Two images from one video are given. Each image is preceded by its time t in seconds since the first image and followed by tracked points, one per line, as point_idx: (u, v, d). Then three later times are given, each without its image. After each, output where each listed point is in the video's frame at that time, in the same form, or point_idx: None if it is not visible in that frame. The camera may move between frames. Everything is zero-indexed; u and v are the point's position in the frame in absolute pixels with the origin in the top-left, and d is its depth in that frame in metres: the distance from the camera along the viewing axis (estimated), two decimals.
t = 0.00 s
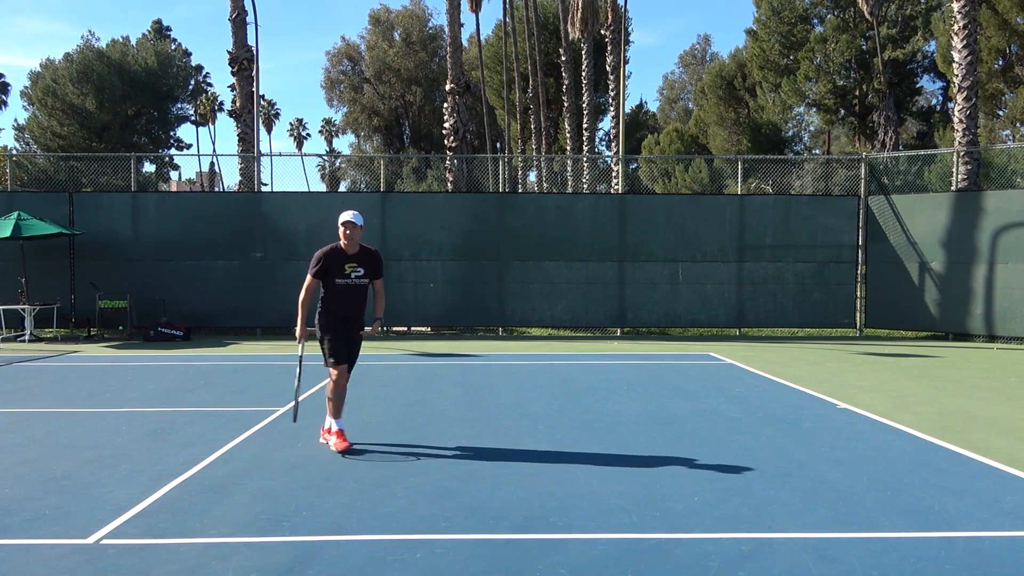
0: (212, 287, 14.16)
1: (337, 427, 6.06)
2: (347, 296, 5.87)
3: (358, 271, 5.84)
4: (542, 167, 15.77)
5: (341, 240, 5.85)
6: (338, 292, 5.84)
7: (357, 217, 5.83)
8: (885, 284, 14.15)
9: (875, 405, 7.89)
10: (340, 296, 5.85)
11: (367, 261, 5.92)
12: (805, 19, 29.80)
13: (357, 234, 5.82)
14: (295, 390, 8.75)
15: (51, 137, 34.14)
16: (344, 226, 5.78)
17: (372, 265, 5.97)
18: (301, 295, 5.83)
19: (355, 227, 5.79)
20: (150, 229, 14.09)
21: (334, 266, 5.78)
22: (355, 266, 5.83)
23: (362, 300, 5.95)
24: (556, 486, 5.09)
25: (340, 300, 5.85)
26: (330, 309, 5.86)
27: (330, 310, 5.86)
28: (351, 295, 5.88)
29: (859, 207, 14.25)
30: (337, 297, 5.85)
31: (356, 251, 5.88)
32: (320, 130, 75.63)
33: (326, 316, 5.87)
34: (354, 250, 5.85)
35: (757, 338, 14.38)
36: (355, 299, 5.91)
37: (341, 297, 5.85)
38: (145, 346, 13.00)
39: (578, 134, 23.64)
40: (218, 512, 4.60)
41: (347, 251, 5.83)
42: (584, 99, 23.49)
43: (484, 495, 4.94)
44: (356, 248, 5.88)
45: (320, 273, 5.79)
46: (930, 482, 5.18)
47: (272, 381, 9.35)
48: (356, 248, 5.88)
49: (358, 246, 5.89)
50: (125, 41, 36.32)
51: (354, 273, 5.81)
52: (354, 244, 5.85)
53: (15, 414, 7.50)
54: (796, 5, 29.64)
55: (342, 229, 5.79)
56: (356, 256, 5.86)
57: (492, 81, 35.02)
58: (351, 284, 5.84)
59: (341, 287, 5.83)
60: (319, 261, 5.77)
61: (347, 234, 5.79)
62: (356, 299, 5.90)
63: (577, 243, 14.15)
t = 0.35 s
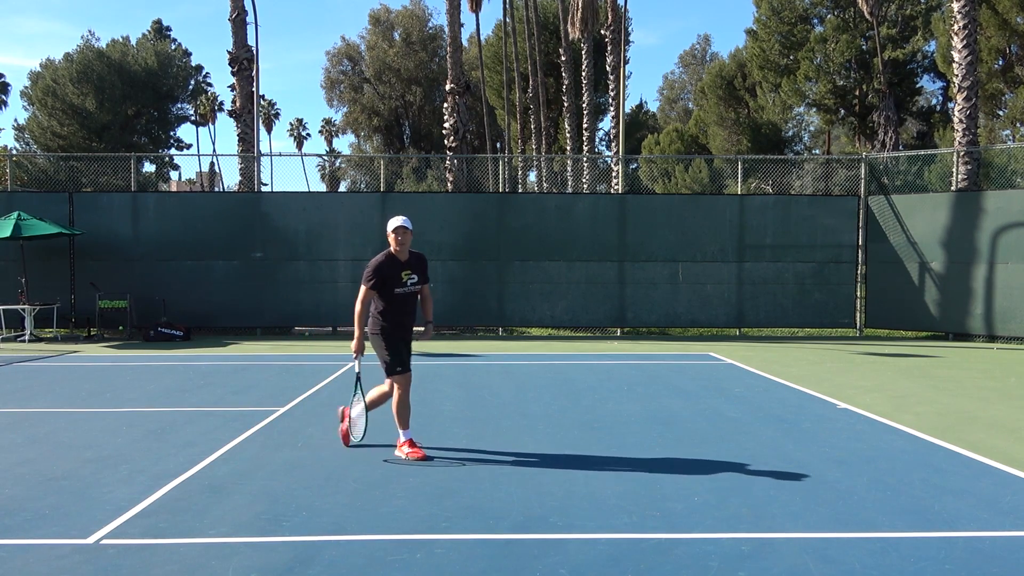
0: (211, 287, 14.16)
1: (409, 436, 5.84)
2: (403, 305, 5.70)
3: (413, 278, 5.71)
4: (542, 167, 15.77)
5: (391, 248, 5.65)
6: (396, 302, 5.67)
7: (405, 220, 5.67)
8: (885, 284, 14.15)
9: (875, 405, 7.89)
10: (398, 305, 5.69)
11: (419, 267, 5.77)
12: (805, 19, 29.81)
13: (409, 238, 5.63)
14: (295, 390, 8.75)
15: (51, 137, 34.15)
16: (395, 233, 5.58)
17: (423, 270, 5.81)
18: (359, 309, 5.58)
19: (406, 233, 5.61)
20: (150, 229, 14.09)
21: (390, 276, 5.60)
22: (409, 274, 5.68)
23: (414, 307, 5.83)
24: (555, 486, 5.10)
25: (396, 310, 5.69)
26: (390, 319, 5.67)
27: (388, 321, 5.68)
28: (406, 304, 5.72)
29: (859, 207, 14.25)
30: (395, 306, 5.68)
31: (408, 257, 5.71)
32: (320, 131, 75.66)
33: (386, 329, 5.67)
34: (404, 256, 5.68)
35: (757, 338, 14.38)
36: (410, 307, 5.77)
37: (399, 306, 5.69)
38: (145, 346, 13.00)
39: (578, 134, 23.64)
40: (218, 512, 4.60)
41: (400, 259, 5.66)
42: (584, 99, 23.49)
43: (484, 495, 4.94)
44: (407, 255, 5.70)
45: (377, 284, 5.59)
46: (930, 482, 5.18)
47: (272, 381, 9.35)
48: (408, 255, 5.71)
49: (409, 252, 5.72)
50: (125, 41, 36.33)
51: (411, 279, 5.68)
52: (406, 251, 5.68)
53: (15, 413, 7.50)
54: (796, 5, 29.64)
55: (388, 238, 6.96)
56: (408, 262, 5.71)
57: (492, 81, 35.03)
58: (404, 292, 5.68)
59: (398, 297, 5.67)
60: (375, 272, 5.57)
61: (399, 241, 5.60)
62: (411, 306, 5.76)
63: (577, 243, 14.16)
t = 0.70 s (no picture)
0: (212, 287, 14.16)
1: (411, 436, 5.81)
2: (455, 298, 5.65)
3: (464, 270, 5.64)
4: (542, 167, 15.76)
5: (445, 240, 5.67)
6: (445, 293, 5.64)
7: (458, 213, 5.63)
8: (884, 284, 14.15)
9: (876, 405, 7.89)
10: (448, 297, 5.64)
11: (472, 259, 5.68)
12: (805, 19, 29.82)
13: (459, 230, 5.60)
14: (295, 390, 8.75)
15: (51, 137, 34.15)
16: (447, 224, 5.61)
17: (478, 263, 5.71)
18: (408, 296, 5.49)
19: (456, 224, 5.59)
20: (150, 229, 14.09)
21: (438, 267, 5.61)
22: (459, 266, 5.63)
23: (472, 301, 5.73)
24: (556, 487, 5.09)
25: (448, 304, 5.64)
26: (441, 310, 5.64)
27: (437, 312, 5.64)
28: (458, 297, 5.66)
29: (859, 206, 14.25)
30: (445, 298, 5.64)
31: (461, 249, 5.66)
32: (320, 131, 75.65)
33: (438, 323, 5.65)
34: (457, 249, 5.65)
35: (757, 338, 14.38)
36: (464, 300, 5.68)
37: (450, 299, 5.64)
38: (145, 346, 13.00)
39: (578, 134, 23.64)
40: (218, 512, 4.60)
41: (452, 251, 5.64)
42: (584, 99, 23.50)
43: (484, 495, 4.93)
44: (461, 246, 5.66)
45: (427, 273, 5.62)
46: (931, 482, 5.17)
47: (272, 381, 9.35)
48: (462, 247, 5.67)
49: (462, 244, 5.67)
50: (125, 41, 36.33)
51: (461, 271, 5.63)
52: (459, 243, 5.64)
53: (15, 414, 7.50)
54: (796, 6, 29.66)
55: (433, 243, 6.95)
56: (462, 254, 5.66)
57: (492, 81, 35.04)
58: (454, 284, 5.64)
59: (448, 289, 5.64)
60: (424, 261, 5.61)
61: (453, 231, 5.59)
62: (465, 300, 5.68)
63: (577, 243, 14.15)
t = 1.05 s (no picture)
0: (212, 287, 14.16)
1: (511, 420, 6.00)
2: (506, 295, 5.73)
3: (512, 268, 5.70)
4: (542, 167, 15.76)
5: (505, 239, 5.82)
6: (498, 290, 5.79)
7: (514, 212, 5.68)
8: (885, 284, 14.15)
9: (876, 405, 7.89)
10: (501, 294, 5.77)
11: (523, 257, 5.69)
12: (806, 19, 29.82)
13: (509, 228, 5.67)
14: (295, 390, 8.75)
15: (51, 137, 34.14)
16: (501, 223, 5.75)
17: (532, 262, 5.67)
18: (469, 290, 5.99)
19: (507, 223, 5.68)
20: (150, 229, 14.08)
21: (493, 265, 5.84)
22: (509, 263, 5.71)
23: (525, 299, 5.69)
24: (556, 487, 5.09)
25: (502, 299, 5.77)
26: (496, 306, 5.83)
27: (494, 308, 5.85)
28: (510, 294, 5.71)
29: (859, 207, 14.25)
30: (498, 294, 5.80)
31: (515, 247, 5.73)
32: (320, 131, 75.63)
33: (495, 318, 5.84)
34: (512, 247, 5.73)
35: (756, 338, 14.38)
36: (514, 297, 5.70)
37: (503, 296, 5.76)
38: (145, 346, 13.00)
39: (578, 134, 23.63)
40: (218, 512, 4.60)
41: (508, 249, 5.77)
42: (584, 99, 23.49)
43: (484, 495, 4.93)
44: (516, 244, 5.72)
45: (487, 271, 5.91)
46: (931, 482, 5.17)
47: (272, 381, 9.36)
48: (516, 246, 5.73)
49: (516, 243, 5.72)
50: (125, 41, 36.31)
51: (508, 269, 5.71)
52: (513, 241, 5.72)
53: (16, 413, 7.50)
54: (796, 5, 29.66)
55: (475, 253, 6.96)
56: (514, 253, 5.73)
57: (492, 81, 35.03)
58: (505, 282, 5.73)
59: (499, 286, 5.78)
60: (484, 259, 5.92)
61: (503, 231, 5.71)
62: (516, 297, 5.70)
63: (577, 243, 14.15)
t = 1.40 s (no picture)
0: (212, 287, 14.15)
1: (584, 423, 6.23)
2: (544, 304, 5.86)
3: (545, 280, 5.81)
4: (542, 166, 15.76)
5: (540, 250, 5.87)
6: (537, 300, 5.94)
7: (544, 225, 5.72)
8: (884, 284, 14.14)
9: (877, 405, 7.88)
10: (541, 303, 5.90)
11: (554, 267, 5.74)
12: (805, 19, 29.81)
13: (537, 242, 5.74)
14: (295, 390, 8.74)
15: (51, 137, 34.13)
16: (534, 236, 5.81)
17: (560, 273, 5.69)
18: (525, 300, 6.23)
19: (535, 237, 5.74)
20: (149, 229, 14.08)
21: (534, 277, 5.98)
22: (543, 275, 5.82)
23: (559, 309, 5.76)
24: (556, 487, 5.09)
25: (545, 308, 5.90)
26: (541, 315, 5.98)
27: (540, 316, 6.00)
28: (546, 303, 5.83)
29: (859, 206, 14.25)
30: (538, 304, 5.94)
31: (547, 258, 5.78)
32: (321, 131, 75.63)
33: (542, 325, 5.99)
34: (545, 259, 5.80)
35: (756, 338, 14.38)
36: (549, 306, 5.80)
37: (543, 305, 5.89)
38: (145, 346, 12.99)
39: (578, 134, 23.63)
40: (218, 512, 4.60)
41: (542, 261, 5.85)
42: (584, 99, 23.49)
43: (485, 496, 4.93)
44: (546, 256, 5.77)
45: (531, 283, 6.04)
46: (932, 482, 5.16)
47: (272, 381, 9.35)
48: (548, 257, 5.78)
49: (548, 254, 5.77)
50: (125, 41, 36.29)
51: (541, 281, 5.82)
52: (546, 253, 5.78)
53: (16, 413, 7.50)
54: (796, 5, 29.66)
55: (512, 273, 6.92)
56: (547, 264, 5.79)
57: (492, 81, 35.03)
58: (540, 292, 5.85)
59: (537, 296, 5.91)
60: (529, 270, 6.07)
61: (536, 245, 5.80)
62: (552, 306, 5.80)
63: (576, 243, 14.14)
